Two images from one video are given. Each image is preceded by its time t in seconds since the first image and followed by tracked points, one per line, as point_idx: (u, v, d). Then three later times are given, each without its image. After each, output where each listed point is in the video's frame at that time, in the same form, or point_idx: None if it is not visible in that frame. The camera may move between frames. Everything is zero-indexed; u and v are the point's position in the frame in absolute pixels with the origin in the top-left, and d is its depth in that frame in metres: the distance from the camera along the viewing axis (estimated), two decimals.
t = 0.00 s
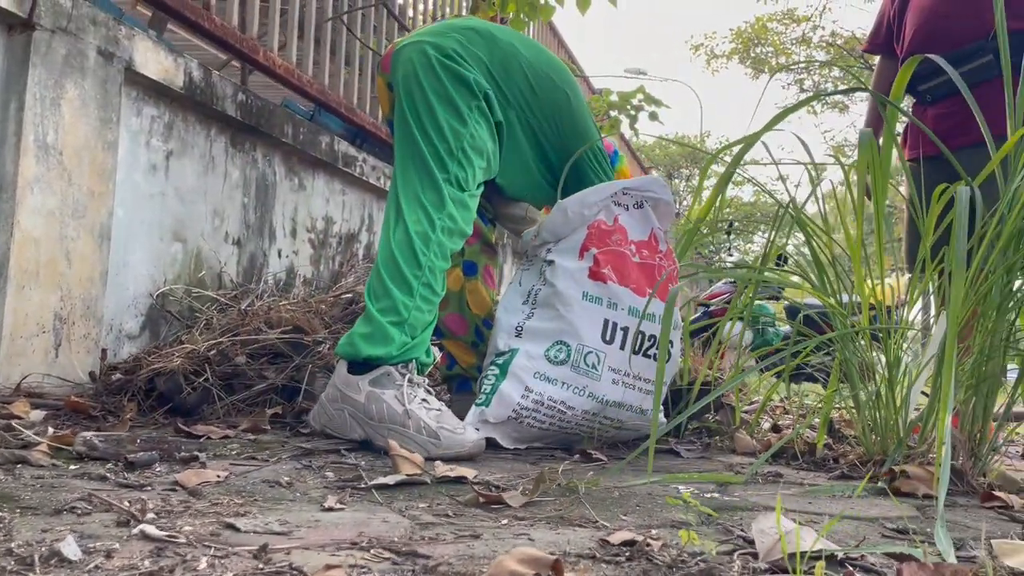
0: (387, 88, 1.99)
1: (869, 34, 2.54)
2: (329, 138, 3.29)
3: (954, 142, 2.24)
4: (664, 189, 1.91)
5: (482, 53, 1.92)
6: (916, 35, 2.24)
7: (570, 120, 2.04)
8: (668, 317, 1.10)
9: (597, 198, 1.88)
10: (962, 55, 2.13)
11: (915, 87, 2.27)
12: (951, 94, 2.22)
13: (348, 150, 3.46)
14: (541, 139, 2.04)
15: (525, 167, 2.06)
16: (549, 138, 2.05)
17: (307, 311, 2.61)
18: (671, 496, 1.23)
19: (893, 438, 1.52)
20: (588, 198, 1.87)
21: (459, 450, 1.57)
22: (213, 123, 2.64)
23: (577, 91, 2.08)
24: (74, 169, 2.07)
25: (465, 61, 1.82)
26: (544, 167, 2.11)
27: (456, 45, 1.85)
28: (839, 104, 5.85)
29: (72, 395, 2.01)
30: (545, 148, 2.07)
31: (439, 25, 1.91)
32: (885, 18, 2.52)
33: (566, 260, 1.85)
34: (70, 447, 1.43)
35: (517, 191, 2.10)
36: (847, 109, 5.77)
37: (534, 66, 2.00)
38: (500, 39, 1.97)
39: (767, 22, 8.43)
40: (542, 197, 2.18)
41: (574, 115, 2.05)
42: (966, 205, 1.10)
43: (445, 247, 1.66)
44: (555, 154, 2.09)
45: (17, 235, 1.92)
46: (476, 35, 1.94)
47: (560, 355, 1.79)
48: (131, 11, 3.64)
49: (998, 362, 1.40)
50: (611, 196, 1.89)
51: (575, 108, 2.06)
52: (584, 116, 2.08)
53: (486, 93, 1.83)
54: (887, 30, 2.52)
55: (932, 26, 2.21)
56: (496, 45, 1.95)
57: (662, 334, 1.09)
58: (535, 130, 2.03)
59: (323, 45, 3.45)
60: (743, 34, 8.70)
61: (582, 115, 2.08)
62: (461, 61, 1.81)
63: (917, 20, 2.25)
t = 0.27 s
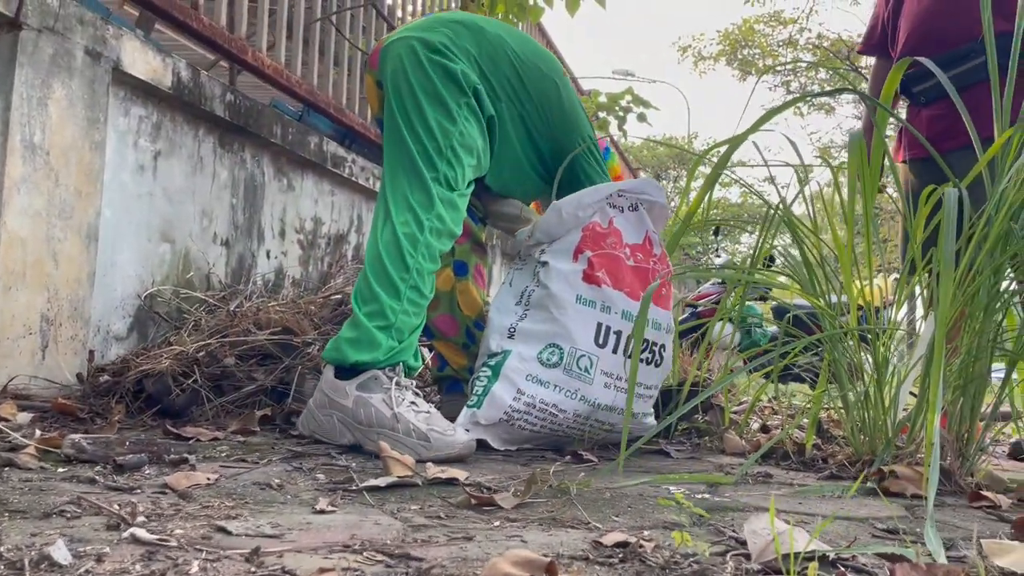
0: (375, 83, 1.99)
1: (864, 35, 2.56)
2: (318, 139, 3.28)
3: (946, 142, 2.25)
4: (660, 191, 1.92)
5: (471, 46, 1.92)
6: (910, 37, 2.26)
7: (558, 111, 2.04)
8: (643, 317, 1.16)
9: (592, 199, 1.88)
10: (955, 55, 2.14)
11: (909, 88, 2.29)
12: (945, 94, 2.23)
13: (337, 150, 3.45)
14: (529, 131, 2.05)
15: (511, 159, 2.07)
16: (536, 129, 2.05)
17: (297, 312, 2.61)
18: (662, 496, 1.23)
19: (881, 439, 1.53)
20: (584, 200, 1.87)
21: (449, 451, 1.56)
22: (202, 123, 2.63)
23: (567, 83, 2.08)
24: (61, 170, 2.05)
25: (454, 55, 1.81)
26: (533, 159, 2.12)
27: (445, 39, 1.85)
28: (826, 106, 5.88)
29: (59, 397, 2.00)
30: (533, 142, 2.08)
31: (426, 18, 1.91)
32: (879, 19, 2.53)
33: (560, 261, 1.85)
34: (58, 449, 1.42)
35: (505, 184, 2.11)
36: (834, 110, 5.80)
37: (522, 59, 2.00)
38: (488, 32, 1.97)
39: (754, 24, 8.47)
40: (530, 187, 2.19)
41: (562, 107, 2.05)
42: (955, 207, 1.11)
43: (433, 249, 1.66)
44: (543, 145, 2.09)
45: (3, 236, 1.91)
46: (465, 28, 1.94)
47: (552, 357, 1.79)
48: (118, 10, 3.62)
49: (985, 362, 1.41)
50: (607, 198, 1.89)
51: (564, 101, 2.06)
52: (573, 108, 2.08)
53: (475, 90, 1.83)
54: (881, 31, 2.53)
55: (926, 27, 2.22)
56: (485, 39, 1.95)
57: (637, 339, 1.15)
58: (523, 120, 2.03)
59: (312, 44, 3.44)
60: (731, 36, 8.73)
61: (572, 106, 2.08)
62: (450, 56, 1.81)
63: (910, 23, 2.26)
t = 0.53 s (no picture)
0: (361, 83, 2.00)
1: (855, 37, 2.57)
2: (306, 139, 3.28)
3: (935, 143, 2.26)
4: (649, 194, 1.91)
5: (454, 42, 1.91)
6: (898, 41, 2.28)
7: (542, 107, 2.04)
8: (624, 318, 1.15)
9: (581, 202, 1.88)
10: (943, 58, 2.15)
11: (898, 91, 2.31)
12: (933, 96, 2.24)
13: (325, 150, 3.44)
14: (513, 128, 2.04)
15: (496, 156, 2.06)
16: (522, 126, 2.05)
17: (284, 312, 2.60)
18: (647, 498, 1.24)
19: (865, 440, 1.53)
20: (572, 201, 1.87)
21: (435, 453, 1.56)
22: (188, 123, 2.62)
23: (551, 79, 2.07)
24: (46, 169, 2.04)
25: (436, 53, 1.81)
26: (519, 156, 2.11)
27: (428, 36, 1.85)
28: (814, 107, 5.91)
29: (43, 399, 2.00)
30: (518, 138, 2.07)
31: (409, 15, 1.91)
32: (871, 22, 2.55)
33: (548, 264, 1.85)
34: (41, 451, 1.41)
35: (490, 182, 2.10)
36: (821, 112, 5.83)
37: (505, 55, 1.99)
38: (471, 27, 1.96)
39: (742, 25, 8.51)
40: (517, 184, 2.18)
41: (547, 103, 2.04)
42: (938, 211, 1.11)
43: (416, 252, 1.66)
44: (527, 141, 2.08)
45: None
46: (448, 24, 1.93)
47: (540, 361, 1.79)
48: (105, 9, 3.60)
49: (968, 363, 1.41)
50: (596, 200, 1.89)
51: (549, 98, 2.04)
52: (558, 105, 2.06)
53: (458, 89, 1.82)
54: (873, 33, 2.54)
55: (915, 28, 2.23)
56: (468, 35, 1.95)
57: (616, 338, 1.13)
58: (505, 116, 2.03)
59: (300, 44, 3.43)
60: (719, 37, 8.76)
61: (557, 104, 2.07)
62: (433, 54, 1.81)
63: (898, 26, 2.28)
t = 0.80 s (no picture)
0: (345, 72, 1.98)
1: (845, 34, 2.59)
2: (296, 134, 3.27)
3: (925, 140, 2.28)
4: (638, 189, 1.93)
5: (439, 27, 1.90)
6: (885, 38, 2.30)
7: (528, 92, 2.05)
8: (619, 312, 1.15)
9: (570, 196, 1.89)
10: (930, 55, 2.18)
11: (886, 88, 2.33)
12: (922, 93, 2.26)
13: (315, 146, 3.44)
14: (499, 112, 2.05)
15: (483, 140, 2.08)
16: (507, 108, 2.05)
17: (274, 307, 2.60)
18: (635, 488, 1.25)
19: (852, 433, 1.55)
20: (561, 197, 1.88)
21: (424, 446, 1.57)
22: (177, 117, 2.61)
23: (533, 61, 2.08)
24: (34, 162, 2.03)
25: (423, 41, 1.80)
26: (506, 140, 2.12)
27: (414, 23, 1.83)
28: (804, 106, 5.93)
29: (31, 392, 1.99)
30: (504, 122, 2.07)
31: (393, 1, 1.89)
32: (861, 19, 2.57)
33: (538, 258, 1.86)
34: (29, 443, 1.41)
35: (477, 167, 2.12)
36: (811, 111, 5.85)
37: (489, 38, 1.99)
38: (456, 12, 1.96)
39: (732, 25, 8.54)
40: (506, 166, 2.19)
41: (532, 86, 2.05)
42: (924, 204, 1.12)
43: (407, 246, 1.65)
44: (515, 127, 2.09)
45: None
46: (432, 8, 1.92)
47: (530, 355, 1.79)
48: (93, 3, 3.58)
49: (955, 357, 1.42)
50: (585, 194, 1.90)
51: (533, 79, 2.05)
52: (543, 87, 2.07)
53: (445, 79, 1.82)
54: (863, 30, 2.56)
55: (904, 26, 2.25)
56: (453, 21, 1.94)
57: (613, 331, 1.12)
58: (492, 100, 2.03)
59: (290, 40, 3.43)
60: (710, 36, 8.79)
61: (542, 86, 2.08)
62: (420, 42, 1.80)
63: (886, 24, 2.30)
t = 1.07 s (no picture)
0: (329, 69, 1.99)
1: (834, 32, 2.61)
2: (287, 131, 3.27)
3: (912, 138, 2.30)
4: (629, 185, 1.94)
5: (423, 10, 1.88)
6: (874, 37, 2.31)
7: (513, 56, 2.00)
8: (614, 312, 1.17)
9: (561, 191, 1.89)
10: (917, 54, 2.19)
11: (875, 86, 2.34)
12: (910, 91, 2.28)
13: (306, 143, 3.44)
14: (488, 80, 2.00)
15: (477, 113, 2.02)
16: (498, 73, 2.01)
17: (264, 303, 2.60)
18: (622, 479, 1.26)
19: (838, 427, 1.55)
20: (552, 192, 1.88)
21: (414, 438, 1.57)
22: (168, 113, 2.61)
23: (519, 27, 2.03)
24: (24, 157, 2.02)
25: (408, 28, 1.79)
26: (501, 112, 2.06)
27: (398, 10, 1.82)
28: (794, 106, 5.95)
29: (21, 385, 1.99)
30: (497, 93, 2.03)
31: None
32: (849, 17, 2.58)
33: (529, 253, 1.86)
34: (17, 435, 1.41)
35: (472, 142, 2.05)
36: (802, 111, 5.88)
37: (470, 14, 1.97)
38: None
39: (724, 25, 8.57)
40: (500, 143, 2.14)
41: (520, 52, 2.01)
42: (909, 198, 1.12)
43: (403, 241, 1.66)
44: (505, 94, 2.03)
45: None
46: None
47: (520, 350, 1.80)
48: None
49: (940, 352, 1.43)
50: (576, 190, 1.90)
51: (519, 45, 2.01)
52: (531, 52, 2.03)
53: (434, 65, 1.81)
54: (851, 29, 2.58)
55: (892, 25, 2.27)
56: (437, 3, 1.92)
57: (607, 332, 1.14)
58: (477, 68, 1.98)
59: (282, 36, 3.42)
60: (702, 36, 8.82)
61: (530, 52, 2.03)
62: (405, 30, 1.78)
63: (874, 23, 2.31)
